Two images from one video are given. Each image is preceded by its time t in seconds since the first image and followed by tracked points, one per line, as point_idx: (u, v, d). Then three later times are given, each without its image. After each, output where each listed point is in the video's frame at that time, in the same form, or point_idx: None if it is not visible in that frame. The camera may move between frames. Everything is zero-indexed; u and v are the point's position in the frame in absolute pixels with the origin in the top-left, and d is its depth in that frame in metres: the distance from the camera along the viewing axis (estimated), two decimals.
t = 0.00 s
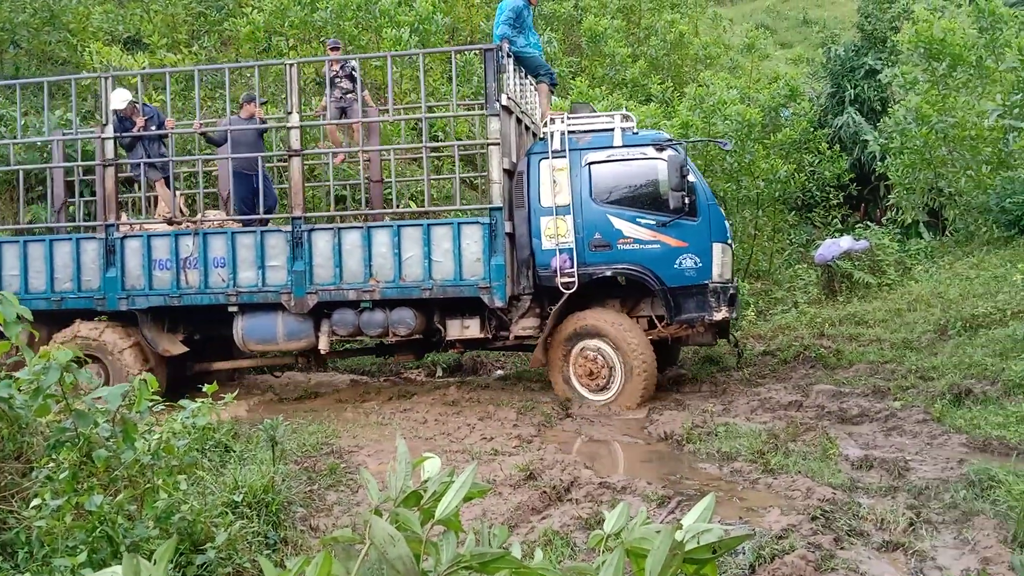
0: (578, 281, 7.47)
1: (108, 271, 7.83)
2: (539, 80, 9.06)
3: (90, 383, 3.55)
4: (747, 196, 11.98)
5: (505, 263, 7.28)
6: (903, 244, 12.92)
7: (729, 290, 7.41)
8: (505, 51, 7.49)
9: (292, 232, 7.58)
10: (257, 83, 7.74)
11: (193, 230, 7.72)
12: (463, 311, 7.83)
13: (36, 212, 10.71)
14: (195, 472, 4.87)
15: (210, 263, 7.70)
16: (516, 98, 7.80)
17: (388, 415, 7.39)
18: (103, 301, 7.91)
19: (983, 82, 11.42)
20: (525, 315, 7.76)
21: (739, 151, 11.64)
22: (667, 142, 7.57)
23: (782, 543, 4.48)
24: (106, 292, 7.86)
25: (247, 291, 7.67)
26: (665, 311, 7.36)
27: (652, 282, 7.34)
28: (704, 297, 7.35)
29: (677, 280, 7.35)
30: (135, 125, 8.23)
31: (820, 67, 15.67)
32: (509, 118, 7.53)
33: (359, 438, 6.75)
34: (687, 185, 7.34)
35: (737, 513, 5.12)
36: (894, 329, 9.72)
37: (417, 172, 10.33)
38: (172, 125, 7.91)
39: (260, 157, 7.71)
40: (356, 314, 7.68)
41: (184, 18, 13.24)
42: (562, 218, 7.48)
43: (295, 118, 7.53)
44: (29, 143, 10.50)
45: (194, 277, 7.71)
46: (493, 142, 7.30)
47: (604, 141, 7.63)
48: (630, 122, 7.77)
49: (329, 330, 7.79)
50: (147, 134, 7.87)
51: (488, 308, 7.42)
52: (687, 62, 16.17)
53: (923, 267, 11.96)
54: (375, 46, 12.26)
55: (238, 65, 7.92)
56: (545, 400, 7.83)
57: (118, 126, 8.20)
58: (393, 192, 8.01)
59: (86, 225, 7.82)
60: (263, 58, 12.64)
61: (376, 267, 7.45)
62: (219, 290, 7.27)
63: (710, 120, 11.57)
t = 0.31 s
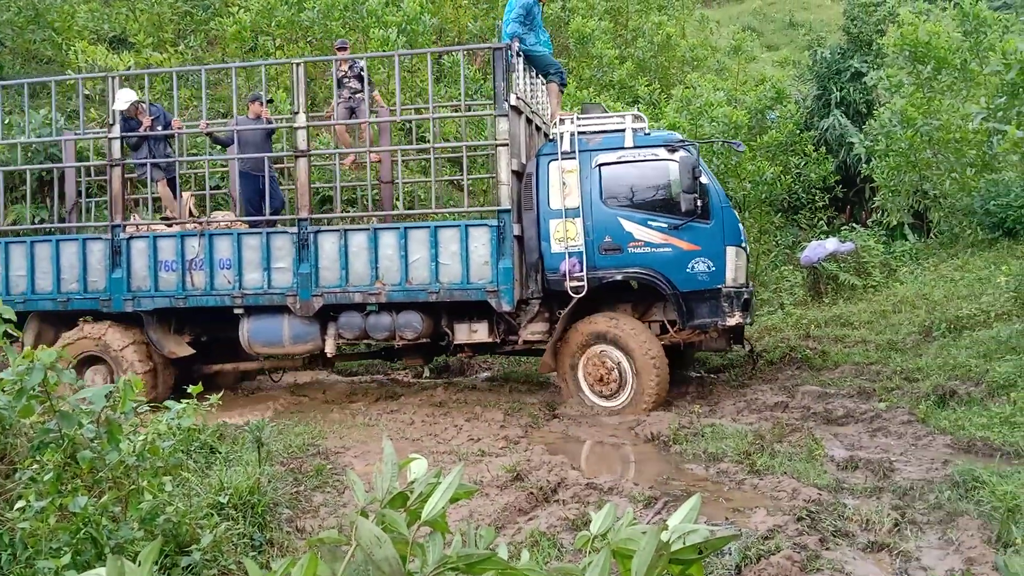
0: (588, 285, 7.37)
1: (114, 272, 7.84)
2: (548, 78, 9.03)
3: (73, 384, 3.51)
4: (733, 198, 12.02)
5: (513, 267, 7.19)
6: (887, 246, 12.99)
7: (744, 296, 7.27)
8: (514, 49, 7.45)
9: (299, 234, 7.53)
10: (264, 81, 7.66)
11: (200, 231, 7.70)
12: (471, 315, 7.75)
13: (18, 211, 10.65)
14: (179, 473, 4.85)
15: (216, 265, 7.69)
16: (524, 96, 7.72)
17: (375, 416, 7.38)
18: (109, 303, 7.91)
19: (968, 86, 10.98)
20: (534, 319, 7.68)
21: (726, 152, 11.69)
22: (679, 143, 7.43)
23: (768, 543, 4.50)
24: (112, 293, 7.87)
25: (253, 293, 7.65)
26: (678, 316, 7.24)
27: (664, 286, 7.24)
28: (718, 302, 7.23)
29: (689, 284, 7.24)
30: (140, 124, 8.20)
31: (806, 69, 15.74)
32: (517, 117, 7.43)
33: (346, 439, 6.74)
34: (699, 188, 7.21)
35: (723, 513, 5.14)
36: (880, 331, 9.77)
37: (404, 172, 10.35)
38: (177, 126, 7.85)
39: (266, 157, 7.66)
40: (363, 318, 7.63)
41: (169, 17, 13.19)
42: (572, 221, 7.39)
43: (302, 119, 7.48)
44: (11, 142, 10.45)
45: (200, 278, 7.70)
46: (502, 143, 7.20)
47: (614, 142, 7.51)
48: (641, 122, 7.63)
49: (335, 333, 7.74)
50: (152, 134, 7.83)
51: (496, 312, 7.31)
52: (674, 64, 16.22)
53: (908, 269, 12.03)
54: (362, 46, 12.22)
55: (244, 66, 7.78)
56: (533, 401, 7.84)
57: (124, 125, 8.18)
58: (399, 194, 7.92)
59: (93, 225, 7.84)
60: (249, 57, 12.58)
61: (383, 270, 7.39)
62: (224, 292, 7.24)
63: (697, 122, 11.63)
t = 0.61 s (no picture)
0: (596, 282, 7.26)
1: (119, 273, 7.84)
2: (555, 73, 8.79)
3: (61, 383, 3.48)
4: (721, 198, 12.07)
5: (520, 265, 7.10)
6: (875, 246, 13.04)
7: (756, 292, 7.14)
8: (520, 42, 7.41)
9: (303, 233, 7.51)
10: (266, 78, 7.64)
11: (204, 231, 7.70)
12: (478, 314, 7.70)
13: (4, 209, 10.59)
14: (167, 473, 4.84)
15: (221, 265, 7.68)
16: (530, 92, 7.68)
17: (363, 416, 7.36)
18: (114, 304, 7.92)
19: (954, 87, 11.45)
20: (543, 318, 7.59)
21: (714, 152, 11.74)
22: (689, 136, 7.27)
23: (756, 542, 4.51)
24: (117, 294, 7.87)
25: (257, 293, 7.63)
26: (688, 313, 7.12)
27: (674, 283, 7.09)
28: (730, 298, 7.09)
29: (700, 280, 7.09)
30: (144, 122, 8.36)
31: (794, 70, 15.81)
32: (523, 111, 7.35)
33: (334, 439, 6.73)
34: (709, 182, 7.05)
35: (711, 512, 5.15)
36: (867, 330, 9.82)
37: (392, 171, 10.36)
38: (180, 123, 7.90)
39: (269, 155, 7.63)
40: (369, 317, 7.60)
41: (157, 15, 13.15)
42: (579, 217, 7.27)
43: (304, 117, 7.46)
44: None
45: (205, 279, 7.69)
46: (507, 139, 7.13)
47: (622, 135, 7.36)
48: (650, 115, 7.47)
49: (342, 333, 7.73)
50: (154, 132, 7.88)
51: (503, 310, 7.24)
52: (663, 64, 16.27)
53: (895, 269, 12.08)
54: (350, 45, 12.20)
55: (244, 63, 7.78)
56: (523, 401, 7.84)
57: (128, 125, 8.29)
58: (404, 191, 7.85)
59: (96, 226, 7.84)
60: (238, 56, 12.54)
61: (388, 269, 7.34)
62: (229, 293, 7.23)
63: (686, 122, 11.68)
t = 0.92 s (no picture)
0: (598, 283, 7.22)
1: (120, 273, 7.87)
2: (555, 68, 8.72)
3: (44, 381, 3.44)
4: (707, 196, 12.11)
5: (521, 264, 7.06)
6: (861, 245, 13.10)
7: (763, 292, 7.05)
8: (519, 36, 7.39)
9: (302, 232, 7.49)
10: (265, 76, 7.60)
11: (203, 230, 7.69)
12: (480, 314, 7.68)
13: None
14: (152, 473, 4.81)
15: (220, 265, 7.68)
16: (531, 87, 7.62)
17: (350, 415, 7.36)
18: (114, 303, 7.94)
19: (940, 86, 11.45)
20: (545, 318, 7.57)
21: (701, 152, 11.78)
22: (693, 132, 7.18)
23: (742, 540, 4.53)
24: (118, 294, 7.90)
25: (257, 293, 7.62)
26: (693, 315, 7.08)
27: (678, 284, 7.05)
28: (735, 299, 7.02)
29: (705, 281, 7.04)
30: (143, 121, 8.28)
31: (781, 70, 15.87)
32: (523, 107, 7.30)
33: (321, 438, 6.71)
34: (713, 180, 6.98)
35: (698, 511, 5.17)
36: (853, 329, 9.86)
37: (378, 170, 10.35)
38: (179, 121, 7.86)
39: (267, 153, 7.58)
40: (369, 318, 7.58)
41: (142, 13, 13.08)
42: (581, 216, 7.22)
43: (303, 114, 7.47)
44: None
45: (204, 278, 7.70)
46: (508, 135, 7.09)
47: (625, 132, 7.28)
48: (653, 110, 7.38)
49: (342, 333, 7.72)
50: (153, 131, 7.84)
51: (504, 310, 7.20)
52: (650, 64, 16.30)
53: (880, 268, 12.14)
54: (336, 43, 12.17)
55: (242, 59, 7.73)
56: (510, 400, 7.85)
57: (127, 124, 8.23)
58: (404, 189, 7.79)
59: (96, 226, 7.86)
60: (223, 54, 12.48)
61: (387, 269, 7.32)
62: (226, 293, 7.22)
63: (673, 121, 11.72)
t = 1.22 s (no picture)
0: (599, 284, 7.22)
1: (117, 273, 7.83)
2: (554, 64, 8.67)
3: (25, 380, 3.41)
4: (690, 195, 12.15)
5: (520, 263, 7.04)
6: (842, 245, 13.19)
7: (767, 292, 7.05)
8: (519, 33, 7.39)
9: (301, 232, 7.47)
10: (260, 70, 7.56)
11: (201, 230, 7.64)
12: (480, 313, 7.68)
13: None
14: (133, 474, 4.79)
15: (219, 264, 7.63)
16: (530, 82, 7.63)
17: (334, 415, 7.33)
18: (113, 303, 7.90)
19: (921, 87, 11.46)
20: (546, 319, 7.56)
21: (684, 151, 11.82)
22: (695, 130, 7.18)
23: (724, 538, 4.55)
24: (116, 294, 7.86)
25: (255, 293, 7.58)
26: (697, 315, 7.11)
27: (682, 284, 7.06)
28: (739, 299, 7.03)
29: (708, 280, 7.05)
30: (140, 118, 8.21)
31: (764, 69, 15.93)
32: (523, 104, 7.29)
33: (304, 438, 6.69)
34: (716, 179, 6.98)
35: (681, 509, 5.19)
36: (835, 328, 9.92)
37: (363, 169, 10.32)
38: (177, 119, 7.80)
39: (264, 151, 7.52)
40: (369, 317, 7.57)
41: (123, 11, 13.01)
42: (581, 216, 7.22)
43: (299, 111, 7.43)
44: None
45: (202, 278, 7.66)
46: (507, 132, 7.05)
47: (626, 130, 7.28)
48: (654, 107, 7.37)
49: (342, 334, 7.70)
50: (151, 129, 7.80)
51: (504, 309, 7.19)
52: (634, 63, 16.35)
53: (862, 267, 12.22)
54: (320, 42, 12.14)
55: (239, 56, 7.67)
56: (496, 399, 7.85)
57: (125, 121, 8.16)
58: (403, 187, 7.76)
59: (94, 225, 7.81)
60: (205, 52, 12.42)
61: (386, 269, 7.29)
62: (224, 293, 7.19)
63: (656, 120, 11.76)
